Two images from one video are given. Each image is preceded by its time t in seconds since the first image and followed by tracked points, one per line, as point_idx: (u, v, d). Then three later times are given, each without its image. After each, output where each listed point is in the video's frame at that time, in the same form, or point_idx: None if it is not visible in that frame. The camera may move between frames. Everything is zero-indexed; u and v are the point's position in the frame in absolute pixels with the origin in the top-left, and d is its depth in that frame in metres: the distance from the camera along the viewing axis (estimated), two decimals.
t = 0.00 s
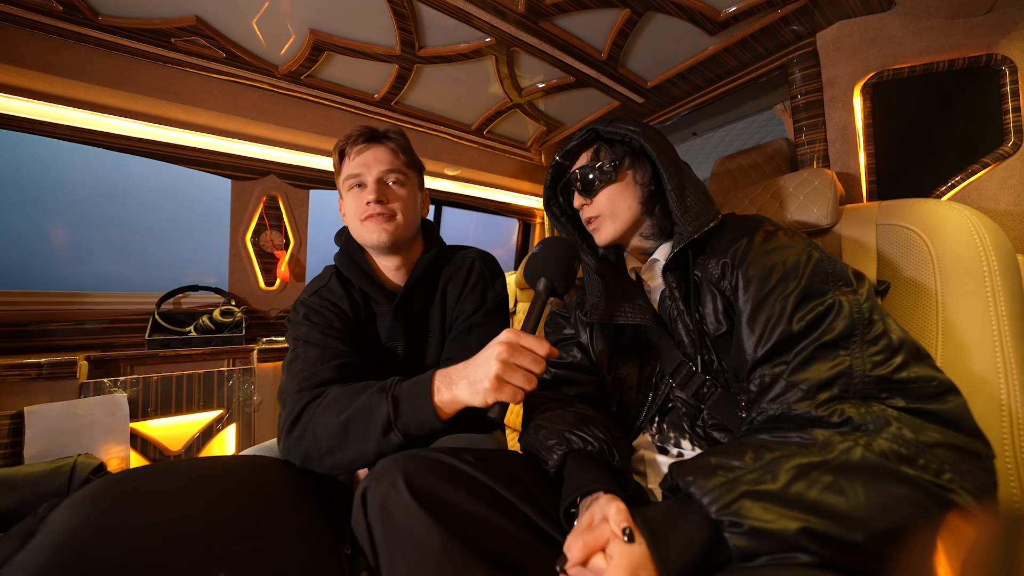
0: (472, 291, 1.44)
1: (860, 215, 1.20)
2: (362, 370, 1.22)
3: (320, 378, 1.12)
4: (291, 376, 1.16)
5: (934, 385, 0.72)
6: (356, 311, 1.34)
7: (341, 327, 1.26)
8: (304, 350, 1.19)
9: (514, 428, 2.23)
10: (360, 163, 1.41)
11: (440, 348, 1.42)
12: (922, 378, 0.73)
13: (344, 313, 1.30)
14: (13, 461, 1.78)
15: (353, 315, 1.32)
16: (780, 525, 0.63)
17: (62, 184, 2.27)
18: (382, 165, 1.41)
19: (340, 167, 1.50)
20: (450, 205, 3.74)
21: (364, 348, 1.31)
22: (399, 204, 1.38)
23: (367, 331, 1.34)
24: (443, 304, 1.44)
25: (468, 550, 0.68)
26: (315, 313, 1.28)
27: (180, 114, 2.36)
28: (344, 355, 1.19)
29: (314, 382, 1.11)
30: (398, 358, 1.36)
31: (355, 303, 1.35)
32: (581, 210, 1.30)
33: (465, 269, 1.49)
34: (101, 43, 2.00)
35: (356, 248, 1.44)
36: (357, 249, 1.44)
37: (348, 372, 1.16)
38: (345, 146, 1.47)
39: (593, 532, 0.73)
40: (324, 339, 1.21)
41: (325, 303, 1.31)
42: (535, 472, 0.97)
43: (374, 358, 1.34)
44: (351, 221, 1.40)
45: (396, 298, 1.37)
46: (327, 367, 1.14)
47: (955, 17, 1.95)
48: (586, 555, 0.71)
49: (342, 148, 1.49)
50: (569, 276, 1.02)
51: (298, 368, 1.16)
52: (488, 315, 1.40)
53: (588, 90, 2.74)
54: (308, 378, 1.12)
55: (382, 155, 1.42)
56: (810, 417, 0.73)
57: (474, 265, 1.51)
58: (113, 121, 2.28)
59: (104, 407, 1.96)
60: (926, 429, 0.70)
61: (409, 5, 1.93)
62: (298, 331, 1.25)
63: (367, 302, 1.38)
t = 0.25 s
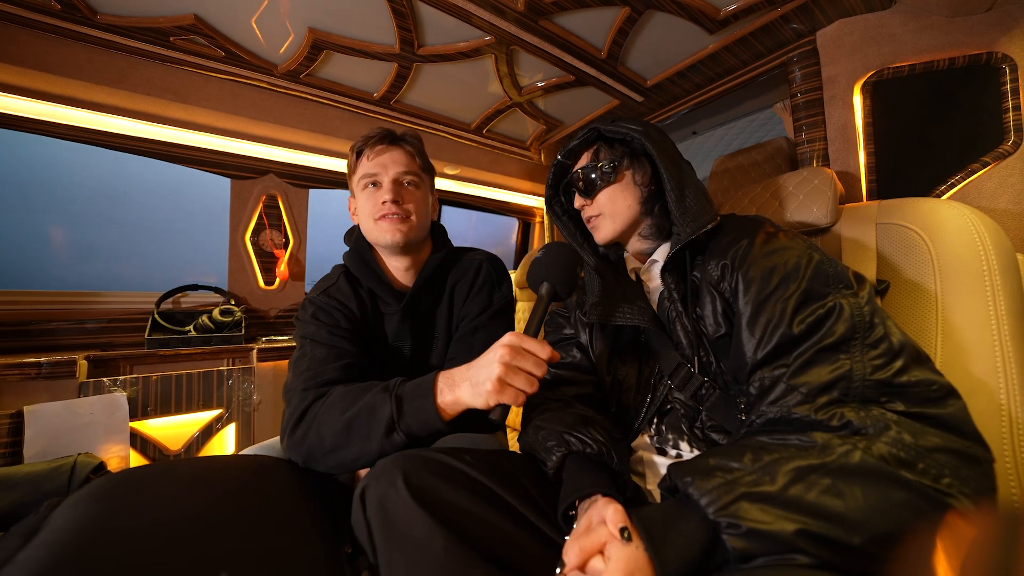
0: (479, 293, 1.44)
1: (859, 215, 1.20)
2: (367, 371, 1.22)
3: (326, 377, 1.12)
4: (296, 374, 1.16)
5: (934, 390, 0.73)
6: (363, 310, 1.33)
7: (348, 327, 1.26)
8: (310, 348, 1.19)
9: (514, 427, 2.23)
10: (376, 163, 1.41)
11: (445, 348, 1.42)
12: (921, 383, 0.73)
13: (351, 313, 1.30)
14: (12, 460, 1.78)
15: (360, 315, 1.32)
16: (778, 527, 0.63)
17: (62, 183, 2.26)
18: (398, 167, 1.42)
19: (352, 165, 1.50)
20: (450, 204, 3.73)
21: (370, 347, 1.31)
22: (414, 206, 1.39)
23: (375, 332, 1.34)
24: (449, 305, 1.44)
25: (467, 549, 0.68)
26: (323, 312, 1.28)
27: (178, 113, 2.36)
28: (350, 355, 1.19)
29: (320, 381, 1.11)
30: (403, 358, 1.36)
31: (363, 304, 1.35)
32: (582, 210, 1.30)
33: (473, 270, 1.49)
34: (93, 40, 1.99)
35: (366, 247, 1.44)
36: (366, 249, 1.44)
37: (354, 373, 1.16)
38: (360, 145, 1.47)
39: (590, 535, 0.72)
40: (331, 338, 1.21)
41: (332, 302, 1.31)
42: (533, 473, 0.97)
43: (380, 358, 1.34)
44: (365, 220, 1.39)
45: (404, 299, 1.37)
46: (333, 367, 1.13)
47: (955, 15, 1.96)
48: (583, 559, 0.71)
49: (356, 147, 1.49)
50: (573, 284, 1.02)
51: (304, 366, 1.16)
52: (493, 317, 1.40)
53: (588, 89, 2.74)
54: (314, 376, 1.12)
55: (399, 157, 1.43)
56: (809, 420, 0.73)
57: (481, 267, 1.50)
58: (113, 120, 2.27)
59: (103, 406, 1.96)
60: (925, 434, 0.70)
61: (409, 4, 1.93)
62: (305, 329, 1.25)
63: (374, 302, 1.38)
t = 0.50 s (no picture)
0: (477, 292, 1.45)
1: (859, 214, 1.20)
2: (366, 371, 1.22)
3: (324, 379, 1.12)
4: (294, 375, 1.16)
5: (939, 391, 0.72)
6: (361, 311, 1.33)
7: (346, 327, 1.26)
8: (308, 349, 1.19)
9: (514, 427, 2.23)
10: (376, 161, 1.41)
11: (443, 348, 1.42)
12: (926, 384, 0.73)
13: (349, 314, 1.30)
14: (13, 462, 1.78)
15: (357, 315, 1.32)
16: (777, 528, 0.63)
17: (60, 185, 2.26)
18: (398, 166, 1.42)
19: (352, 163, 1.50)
20: (450, 205, 3.73)
21: (368, 348, 1.31)
22: (414, 205, 1.39)
23: (373, 333, 1.34)
24: (447, 304, 1.44)
25: (467, 550, 0.68)
26: (320, 313, 1.27)
27: (178, 115, 2.36)
28: (347, 356, 1.19)
29: (319, 382, 1.11)
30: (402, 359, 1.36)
31: (361, 304, 1.35)
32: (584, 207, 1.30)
33: (471, 270, 1.49)
34: (90, 41, 1.96)
35: (364, 246, 1.45)
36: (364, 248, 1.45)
37: (352, 374, 1.16)
38: (360, 143, 1.46)
39: (587, 522, 0.73)
40: (328, 339, 1.20)
41: (330, 302, 1.30)
42: (533, 473, 0.97)
43: (378, 358, 1.34)
44: (364, 217, 1.39)
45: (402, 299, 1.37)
46: (331, 368, 1.13)
47: (953, 15, 1.96)
48: (578, 542, 0.71)
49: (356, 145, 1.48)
50: (574, 283, 1.02)
51: (301, 367, 1.16)
52: (491, 316, 1.40)
53: (587, 90, 2.74)
54: (311, 378, 1.12)
55: (399, 156, 1.43)
56: (812, 421, 0.72)
57: (479, 267, 1.51)
58: (112, 121, 2.28)
59: (104, 408, 1.95)
60: (929, 435, 0.69)
61: (408, 5, 1.93)
62: (303, 330, 1.25)
63: (371, 302, 1.38)
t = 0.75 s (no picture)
0: (472, 291, 1.45)
1: (860, 215, 1.20)
2: (362, 371, 1.22)
3: (320, 379, 1.12)
4: (290, 377, 1.16)
5: (940, 390, 0.72)
6: (356, 311, 1.33)
7: (341, 328, 1.26)
8: (303, 351, 1.19)
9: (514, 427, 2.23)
10: (366, 152, 1.48)
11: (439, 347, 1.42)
12: (927, 382, 0.73)
13: (344, 315, 1.30)
14: (13, 462, 1.78)
15: (353, 316, 1.32)
16: (776, 530, 0.63)
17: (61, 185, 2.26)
18: (388, 155, 1.48)
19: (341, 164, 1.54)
20: (450, 205, 3.73)
21: (364, 348, 1.31)
22: (406, 186, 1.43)
23: (369, 333, 1.34)
24: (442, 303, 1.45)
25: (468, 549, 0.68)
26: (315, 314, 1.28)
27: (179, 115, 2.36)
28: (343, 356, 1.19)
29: (314, 383, 1.11)
30: (399, 357, 1.35)
31: (355, 305, 1.35)
32: (582, 211, 1.31)
33: (465, 268, 1.50)
34: (92, 40, 1.97)
35: (355, 246, 1.46)
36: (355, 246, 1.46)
37: (348, 374, 1.16)
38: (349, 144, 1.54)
39: (589, 521, 0.73)
40: (323, 339, 1.21)
41: (325, 304, 1.31)
42: (533, 473, 0.97)
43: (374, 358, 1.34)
44: (356, 202, 1.40)
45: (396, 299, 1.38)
46: (326, 368, 1.14)
47: (953, 16, 1.96)
48: (580, 538, 0.72)
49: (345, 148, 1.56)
50: (567, 275, 1.02)
51: (296, 369, 1.16)
52: (485, 314, 1.41)
53: (588, 90, 2.75)
54: (307, 379, 1.12)
55: (387, 149, 1.51)
56: (813, 421, 0.72)
57: (473, 264, 1.52)
58: (113, 121, 2.28)
59: (103, 408, 1.95)
60: (930, 435, 0.70)
61: (409, 5, 1.93)
62: (298, 332, 1.25)
63: (365, 302, 1.38)
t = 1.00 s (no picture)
0: (471, 291, 1.45)
1: (860, 215, 1.20)
2: (362, 372, 1.22)
3: (320, 381, 1.12)
4: (289, 378, 1.16)
5: (941, 391, 0.72)
6: (356, 312, 1.33)
7: (342, 329, 1.26)
8: (303, 352, 1.19)
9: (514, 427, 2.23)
10: (381, 158, 1.43)
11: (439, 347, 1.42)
12: (928, 383, 0.73)
13: (344, 315, 1.30)
14: (12, 462, 1.78)
15: (353, 317, 1.32)
16: (777, 530, 0.63)
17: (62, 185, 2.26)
18: (402, 163, 1.46)
19: (343, 159, 1.46)
20: (450, 204, 3.73)
21: (364, 349, 1.31)
22: (421, 202, 1.45)
23: (369, 334, 1.34)
24: (441, 304, 1.45)
25: (468, 549, 0.68)
26: (314, 315, 1.27)
27: (179, 114, 2.36)
28: (344, 357, 1.19)
29: (315, 383, 1.11)
30: (399, 359, 1.36)
31: (355, 306, 1.35)
32: (580, 211, 1.31)
33: (464, 269, 1.50)
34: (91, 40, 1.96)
35: (353, 248, 1.45)
36: (352, 249, 1.45)
37: (348, 376, 1.16)
38: (356, 139, 1.45)
39: (589, 518, 0.74)
40: (324, 340, 1.21)
41: (325, 305, 1.30)
42: (534, 472, 0.97)
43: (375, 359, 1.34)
44: (371, 212, 1.38)
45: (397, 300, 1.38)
46: (326, 369, 1.13)
47: (953, 15, 1.96)
48: (580, 535, 0.72)
49: (348, 140, 1.46)
50: (566, 276, 1.02)
51: (297, 370, 1.16)
52: (484, 314, 1.41)
53: (588, 90, 2.75)
54: (307, 379, 1.12)
55: (399, 154, 1.47)
56: (814, 421, 0.72)
57: (472, 265, 1.52)
58: (113, 121, 2.28)
59: (104, 408, 1.95)
60: (931, 436, 0.69)
61: (409, 4, 1.93)
62: (297, 333, 1.25)
63: (365, 302, 1.38)
